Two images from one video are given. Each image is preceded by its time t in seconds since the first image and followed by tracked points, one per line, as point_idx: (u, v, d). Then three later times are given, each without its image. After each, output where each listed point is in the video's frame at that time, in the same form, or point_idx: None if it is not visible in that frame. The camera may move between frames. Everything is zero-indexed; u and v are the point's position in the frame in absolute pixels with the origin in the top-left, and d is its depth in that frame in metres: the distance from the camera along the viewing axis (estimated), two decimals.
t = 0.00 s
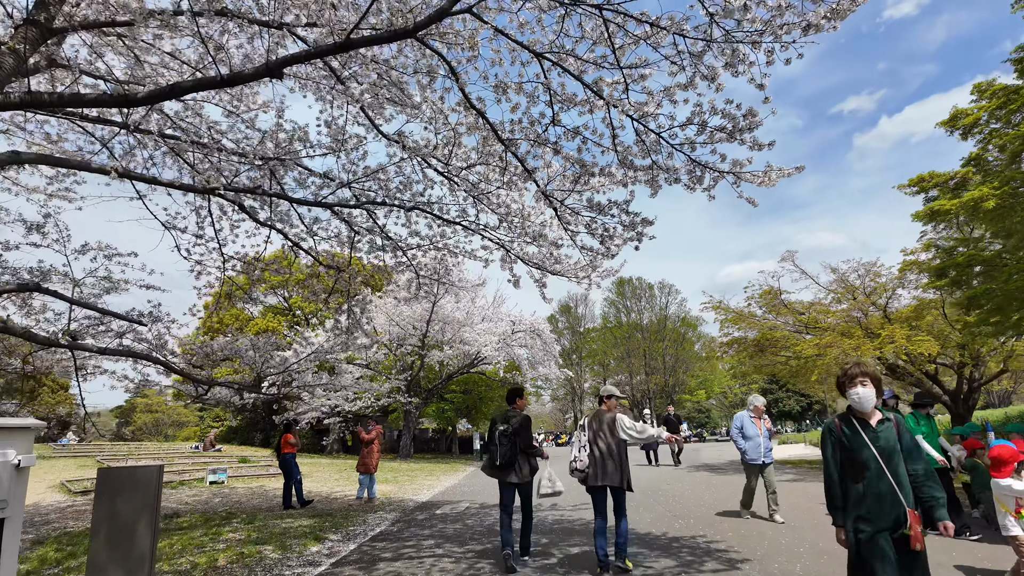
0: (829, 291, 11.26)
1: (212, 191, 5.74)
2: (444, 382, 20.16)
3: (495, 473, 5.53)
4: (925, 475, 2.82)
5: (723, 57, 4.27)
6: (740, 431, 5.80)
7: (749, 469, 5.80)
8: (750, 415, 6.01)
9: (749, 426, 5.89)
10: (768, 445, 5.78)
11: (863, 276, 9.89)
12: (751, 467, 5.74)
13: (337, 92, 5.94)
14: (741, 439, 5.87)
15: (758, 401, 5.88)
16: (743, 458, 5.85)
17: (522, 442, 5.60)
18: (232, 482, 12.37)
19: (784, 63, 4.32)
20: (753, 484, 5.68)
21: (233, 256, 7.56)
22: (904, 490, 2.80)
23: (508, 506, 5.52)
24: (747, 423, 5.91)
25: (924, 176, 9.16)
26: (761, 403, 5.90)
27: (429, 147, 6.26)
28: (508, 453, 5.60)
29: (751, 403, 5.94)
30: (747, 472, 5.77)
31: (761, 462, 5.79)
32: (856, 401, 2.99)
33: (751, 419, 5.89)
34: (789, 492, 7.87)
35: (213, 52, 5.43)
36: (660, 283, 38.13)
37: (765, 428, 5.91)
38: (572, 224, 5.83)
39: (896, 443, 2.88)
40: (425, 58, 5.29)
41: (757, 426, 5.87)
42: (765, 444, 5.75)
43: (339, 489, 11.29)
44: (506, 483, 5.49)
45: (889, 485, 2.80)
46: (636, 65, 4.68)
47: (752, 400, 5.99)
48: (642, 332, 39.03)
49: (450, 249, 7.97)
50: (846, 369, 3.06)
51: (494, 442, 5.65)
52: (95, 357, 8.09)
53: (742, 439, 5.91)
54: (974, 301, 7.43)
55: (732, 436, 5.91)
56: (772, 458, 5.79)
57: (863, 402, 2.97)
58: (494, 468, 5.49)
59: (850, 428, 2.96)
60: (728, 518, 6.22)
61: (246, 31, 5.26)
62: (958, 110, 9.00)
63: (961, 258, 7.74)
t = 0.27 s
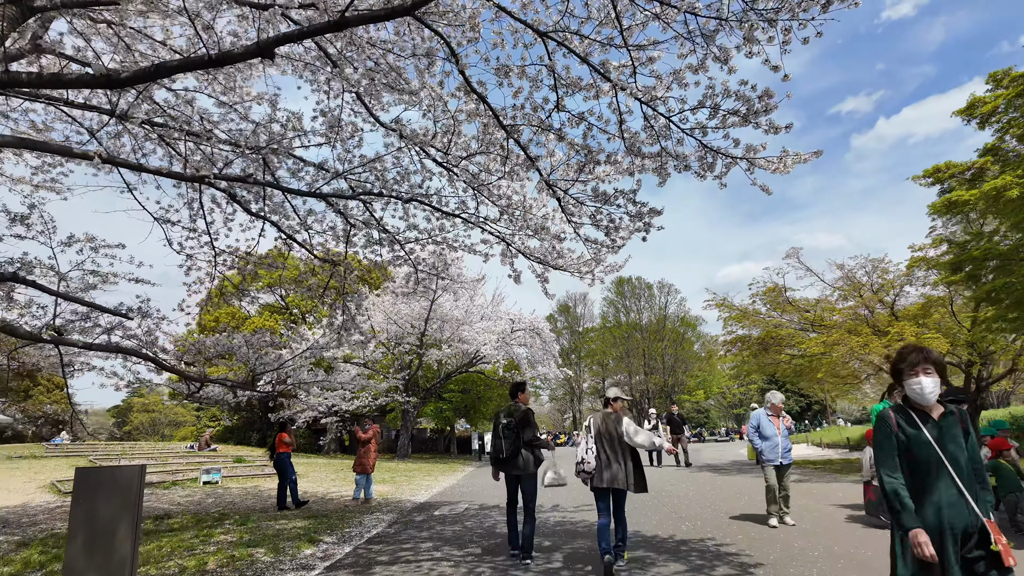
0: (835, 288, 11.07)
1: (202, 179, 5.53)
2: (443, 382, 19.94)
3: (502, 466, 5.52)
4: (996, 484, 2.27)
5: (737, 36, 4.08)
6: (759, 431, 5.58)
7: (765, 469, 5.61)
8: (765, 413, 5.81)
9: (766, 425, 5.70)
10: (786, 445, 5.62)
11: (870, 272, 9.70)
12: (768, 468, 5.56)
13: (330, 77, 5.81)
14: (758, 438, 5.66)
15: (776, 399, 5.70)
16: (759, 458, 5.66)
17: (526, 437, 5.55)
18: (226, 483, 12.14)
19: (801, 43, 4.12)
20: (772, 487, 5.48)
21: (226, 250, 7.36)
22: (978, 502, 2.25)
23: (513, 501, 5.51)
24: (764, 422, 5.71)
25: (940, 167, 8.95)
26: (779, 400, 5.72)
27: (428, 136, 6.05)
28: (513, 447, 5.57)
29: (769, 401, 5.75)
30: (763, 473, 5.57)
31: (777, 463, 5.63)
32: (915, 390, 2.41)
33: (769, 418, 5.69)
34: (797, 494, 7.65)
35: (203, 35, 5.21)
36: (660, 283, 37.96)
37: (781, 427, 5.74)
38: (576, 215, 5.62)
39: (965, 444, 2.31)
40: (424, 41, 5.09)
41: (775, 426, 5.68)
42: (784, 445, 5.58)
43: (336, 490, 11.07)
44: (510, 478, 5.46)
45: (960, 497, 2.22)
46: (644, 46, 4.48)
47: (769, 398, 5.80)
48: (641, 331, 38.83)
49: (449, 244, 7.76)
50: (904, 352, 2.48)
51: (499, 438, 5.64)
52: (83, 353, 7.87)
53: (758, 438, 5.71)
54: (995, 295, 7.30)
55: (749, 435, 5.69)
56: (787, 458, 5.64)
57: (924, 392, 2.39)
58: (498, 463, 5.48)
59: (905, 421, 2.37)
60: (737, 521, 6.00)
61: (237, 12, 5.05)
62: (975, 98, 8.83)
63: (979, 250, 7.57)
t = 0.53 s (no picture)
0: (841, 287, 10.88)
1: (191, 168, 5.30)
2: (441, 381, 19.73)
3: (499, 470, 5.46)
4: None
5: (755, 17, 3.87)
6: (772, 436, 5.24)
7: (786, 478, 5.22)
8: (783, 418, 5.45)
9: (783, 430, 5.34)
10: (807, 450, 5.20)
11: (878, 270, 9.51)
12: (788, 476, 5.16)
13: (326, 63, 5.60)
14: (775, 445, 5.32)
15: (793, 402, 5.34)
16: (779, 466, 5.27)
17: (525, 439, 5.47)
18: (220, 484, 11.89)
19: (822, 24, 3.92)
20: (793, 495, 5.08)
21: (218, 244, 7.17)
22: None
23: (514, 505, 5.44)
24: (781, 428, 5.36)
25: (960, 159, 8.72)
26: (796, 403, 5.34)
27: (428, 126, 5.83)
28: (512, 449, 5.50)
29: (785, 404, 5.39)
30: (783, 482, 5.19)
31: (800, 471, 5.18)
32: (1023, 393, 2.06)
33: (786, 423, 5.34)
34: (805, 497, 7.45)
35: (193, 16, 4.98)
36: (659, 282, 37.80)
37: (801, 431, 5.34)
38: (582, 208, 5.41)
39: None
40: (424, 25, 4.88)
41: (794, 431, 5.30)
42: (804, 449, 5.17)
43: (332, 492, 10.84)
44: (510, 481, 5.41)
45: None
46: (656, 29, 4.28)
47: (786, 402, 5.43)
48: (640, 332, 38.63)
49: (449, 240, 7.54)
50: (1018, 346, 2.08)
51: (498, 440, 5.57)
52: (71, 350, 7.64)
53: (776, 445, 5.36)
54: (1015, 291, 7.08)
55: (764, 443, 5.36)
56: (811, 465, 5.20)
57: None
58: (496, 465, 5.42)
59: (1011, 433, 2.02)
60: (746, 526, 5.79)
61: None
62: (994, 88, 8.66)
63: (997, 246, 7.39)
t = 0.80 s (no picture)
0: (845, 285, 10.71)
1: (178, 158, 5.10)
2: (438, 381, 19.53)
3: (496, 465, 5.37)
4: None
5: None
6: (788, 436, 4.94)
7: (802, 480, 4.96)
8: (799, 415, 5.14)
9: (800, 429, 5.04)
10: (825, 451, 4.96)
11: (885, 268, 9.33)
12: (806, 479, 4.90)
13: (321, 52, 5.40)
14: (792, 444, 5.01)
15: (811, 399, 5.04)
16: (795, 467, 5.00)
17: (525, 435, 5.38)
18: (213, 485, 11.68)
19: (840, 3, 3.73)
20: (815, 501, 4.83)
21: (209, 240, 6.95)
22: None
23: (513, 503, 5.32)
24: (798, 426, 5.04)
25: (977, 150, 8.54)
26: (814, 401, 5.04)
27: (425, 116, 5.64)
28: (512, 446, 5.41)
29: (803, 402, 5.08)
30: (801, 484, 4.92)
31: (817, 472, 4.92)
32: None
33: (803, 422, 5.03)
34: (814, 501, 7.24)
35: None
36: (657, 282, 37.65)
37: (819, 430, 5.07)
38: (584, 200, 5.21)
39: None
40: (421, 8, 4.68)
41: (812, 430, 5.01)
42: (822, 450, 4.92)
43: (327, 493, 10.63)
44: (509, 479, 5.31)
45: None
46: (664, 10, 4.08)
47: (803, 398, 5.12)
48: (638, 332, 38.44)
49: (447, 235, 7.34)
50: None
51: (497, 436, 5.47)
52: (58, 348, 7.43)
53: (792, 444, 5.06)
54: None
55: (780, 442, 5.03)
56: (828, 465, 4.97)
57: None
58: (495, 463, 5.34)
59: None
60: (754, 532, 5.59)
61: None
62: (1014, 76, 8.46)
63: (1012, 241, 7.21)
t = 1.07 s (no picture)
0: (850, 281, 10.51)
1: (161, 143, 4.88)
2: (436, 381, 19.31)
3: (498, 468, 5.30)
4: None
5: None
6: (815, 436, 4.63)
7: (828, 484, 4.64)
8: (826, 416, 4.83)
9: (827, 430, 4.72)
10: (855, 455, 4.63)
11: (892, 263, 9.13)
12: (833, 483, 4.58)
13: (312, 34, 5.18)
14: (817, 446, 4.70)
15: (841, 399, 4.73)
16: (820, 470, 4.68)
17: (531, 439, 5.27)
18: (206, 486, 11.44)
19: None
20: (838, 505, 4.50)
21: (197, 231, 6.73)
22: None
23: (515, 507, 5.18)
24: (825, 427, 4.73)
25: (996, 137, 8.34)
26: (842, 401, 4.74)
27: (421, 102, 5.42)
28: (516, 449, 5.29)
29: (831, 401, 4.78)
30: (826, 489, 4.60)
31: (845, 477, 4.59)
32: None
33: (831, 423, 4.72)
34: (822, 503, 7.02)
35: None
36: (657, 281, 37.45)
37: (848, 432, 4.75)
38: (587, 190, 4.99)
39: None
40: None
41: (840, 432, 4.69)
42: (851, 453, 4.60)
43: (322, 495, 10.40)
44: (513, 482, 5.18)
45: None
46: None
47: (832, 397, 4.81)
48: (637, 331, 38.24)
49: (444, 228, 7.12)
50: None
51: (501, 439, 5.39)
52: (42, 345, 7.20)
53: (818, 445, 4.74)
54: None
55: (805, 443, 4.72)
56: (857, 470, 4.64)
57: None
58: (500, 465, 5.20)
59: None
60: (764, 535, 5.37)
61: None
62: None
63: None
